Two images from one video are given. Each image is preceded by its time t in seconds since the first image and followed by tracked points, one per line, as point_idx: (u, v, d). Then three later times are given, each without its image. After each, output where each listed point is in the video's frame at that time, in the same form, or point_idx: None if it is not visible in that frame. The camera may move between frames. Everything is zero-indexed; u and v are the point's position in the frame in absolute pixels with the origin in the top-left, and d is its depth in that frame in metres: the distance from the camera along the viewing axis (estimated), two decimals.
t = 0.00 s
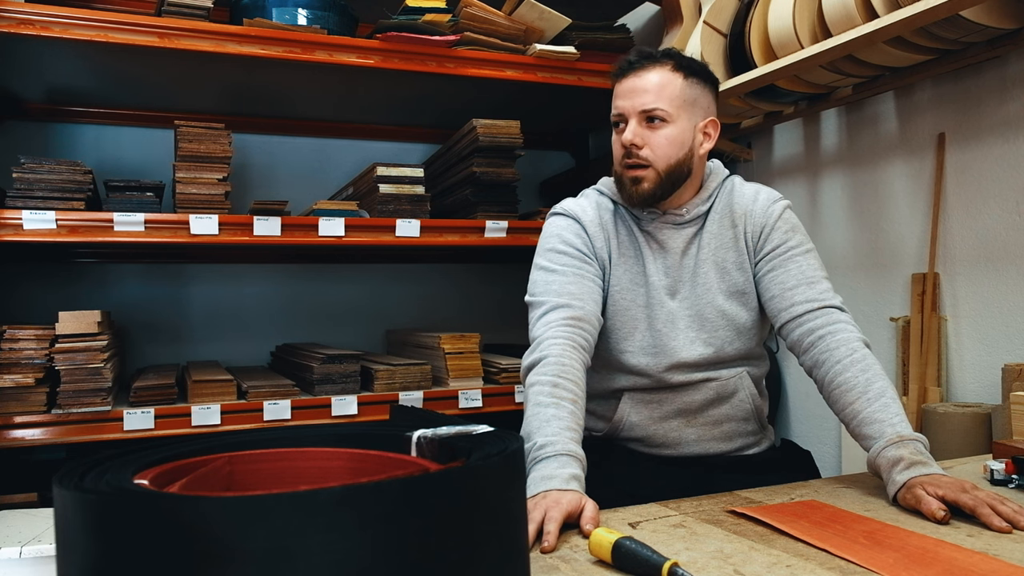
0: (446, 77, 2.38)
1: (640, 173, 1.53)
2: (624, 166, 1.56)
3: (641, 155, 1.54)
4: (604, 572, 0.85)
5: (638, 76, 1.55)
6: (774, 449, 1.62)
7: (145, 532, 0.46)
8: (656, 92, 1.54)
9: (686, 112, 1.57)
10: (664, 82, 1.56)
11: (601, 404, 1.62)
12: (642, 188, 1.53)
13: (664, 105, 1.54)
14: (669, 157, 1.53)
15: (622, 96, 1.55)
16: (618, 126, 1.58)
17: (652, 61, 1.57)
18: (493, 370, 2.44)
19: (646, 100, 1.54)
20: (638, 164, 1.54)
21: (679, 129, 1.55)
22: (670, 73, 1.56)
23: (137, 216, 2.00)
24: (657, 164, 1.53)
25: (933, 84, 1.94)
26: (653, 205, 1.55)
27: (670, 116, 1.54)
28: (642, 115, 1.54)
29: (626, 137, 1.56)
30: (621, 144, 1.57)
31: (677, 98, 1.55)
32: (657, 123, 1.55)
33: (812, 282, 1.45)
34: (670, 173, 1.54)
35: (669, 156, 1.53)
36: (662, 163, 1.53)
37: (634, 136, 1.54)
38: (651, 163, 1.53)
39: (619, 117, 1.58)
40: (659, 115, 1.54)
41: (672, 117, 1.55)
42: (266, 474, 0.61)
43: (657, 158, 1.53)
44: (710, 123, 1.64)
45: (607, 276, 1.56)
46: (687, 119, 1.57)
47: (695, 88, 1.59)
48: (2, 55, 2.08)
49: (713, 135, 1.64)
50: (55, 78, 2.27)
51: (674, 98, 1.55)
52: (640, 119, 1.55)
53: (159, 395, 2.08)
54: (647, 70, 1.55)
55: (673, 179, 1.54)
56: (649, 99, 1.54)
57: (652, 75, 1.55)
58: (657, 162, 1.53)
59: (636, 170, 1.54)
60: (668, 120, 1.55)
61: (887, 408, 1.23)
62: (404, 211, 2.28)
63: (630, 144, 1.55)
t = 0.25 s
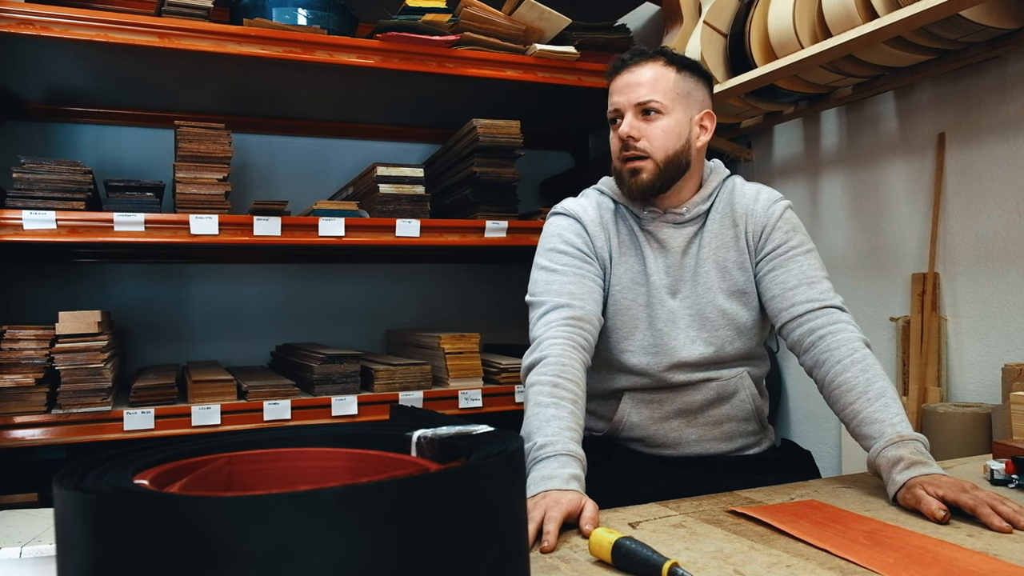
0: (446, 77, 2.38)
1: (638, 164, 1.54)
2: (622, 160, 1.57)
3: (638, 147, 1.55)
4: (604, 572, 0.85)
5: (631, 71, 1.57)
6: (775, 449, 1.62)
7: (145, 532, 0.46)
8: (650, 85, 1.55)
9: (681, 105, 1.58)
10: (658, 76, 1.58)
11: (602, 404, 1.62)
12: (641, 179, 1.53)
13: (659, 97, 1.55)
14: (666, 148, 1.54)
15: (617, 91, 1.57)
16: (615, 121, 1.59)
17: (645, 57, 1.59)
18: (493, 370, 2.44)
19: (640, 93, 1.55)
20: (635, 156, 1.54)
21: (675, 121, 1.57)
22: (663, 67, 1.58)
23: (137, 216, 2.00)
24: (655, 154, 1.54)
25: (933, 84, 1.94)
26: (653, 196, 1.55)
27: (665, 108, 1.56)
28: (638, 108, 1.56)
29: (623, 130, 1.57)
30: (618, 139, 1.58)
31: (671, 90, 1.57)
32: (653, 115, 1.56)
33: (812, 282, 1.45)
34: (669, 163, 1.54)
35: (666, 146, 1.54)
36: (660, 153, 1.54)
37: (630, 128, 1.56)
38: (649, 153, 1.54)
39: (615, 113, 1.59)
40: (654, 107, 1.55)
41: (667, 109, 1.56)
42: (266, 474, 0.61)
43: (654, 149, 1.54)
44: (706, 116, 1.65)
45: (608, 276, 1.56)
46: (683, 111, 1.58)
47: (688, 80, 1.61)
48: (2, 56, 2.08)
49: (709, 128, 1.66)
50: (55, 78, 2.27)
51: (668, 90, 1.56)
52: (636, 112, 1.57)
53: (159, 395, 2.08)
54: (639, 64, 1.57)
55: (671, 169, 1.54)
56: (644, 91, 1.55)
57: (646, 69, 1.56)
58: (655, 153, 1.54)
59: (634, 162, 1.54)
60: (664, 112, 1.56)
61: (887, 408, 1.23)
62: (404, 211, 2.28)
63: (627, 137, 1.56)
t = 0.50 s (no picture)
0: (446, 77, 2.38)
1: (636, 162, 1.54)
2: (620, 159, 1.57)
3: (637, 147, 1.55)
4: (604, 571, 0.85)
5: (625, 72, 1.58)
6: (775, 450, 1.62)
7: (145, 532, 0.46)
8: (645, 84, 1.55)
9: (677, 102, 1.58)
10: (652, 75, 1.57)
11: (602, 404, 1.62)
12: (639, 175, 1.54)
13: (654, 96, 1.55)
14: (664, 146, 1.55)
15: (612, 92, 1.57)
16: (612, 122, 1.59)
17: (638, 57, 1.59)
18: (493, 370, 2.44)
19: (636, 92, 1.55)
20: (634, 156, 1.55)
21: (672, 118, 1.57)
22: (657, 66, 1.58)
23: (137, 216, 2.00)
24: (653, 153, 1.54)
25: (933, 84, 1.94)
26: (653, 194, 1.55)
27: (661, 106, 1.56)
28: (634, 108, 1.56)
29: (620, 131, 1.57)
30: (616, 139, 1.58)
31: (666, 88, 1.57)
32: (649, 114, 1.56)
33: (812, 282, 1.45)
34: (668, 161, 1.55)
35: (664, 145, 1.55)
36: (658, 152, 1.54)
37: (627, 128, 1.56)
38: (647, 152, 1.54)
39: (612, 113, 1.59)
40: (650, 106, 1.55)
41: (663, 107, 1.56)
42: (266, 474, 0.61)
43: (652, 148, 1.54)
44: (703, 113, 1.65)
45: (608, 276, 1.57)
46: (679, 109, 1.58)
47: (684, 78, 1.60)
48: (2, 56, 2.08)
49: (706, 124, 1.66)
50: (55, 78, 2.27)
51: (663, 88, 1.56)
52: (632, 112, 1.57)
53: (159, 395, 2.08)
54: (634, 64, 1.57)
55: (670, 167, 1.55)
56: (639, 91, 1.55)
57: (640, 68, 1.57)
58: (653, 150, 1.54)
59: (632, 160, 1.55)
60: (660, 110, 1.56)
61: (887, 408, 1.23)
62: (404, 211, 2.28)
63: (624, 138, 1.56)
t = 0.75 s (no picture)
0: (446, 77, 2.38)
1: (634, 173, 1.54)
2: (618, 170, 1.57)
3: (635, 156, 1.55)
4: (604, 572, 0.85)
5: (618, 81, 1.57)
6: (775, 450, 1.62)
7: (145, 532, 0.46)
8: (639, 93, 1.55)
9: (672, 108, 1.58)
10: (646, 83, 1.56)
11: (601, 404, 1.62)
12: (639, 186, 1.54)
13: (649, 104, 1.55)
14: (662, 154, 1.54)
15: (606, 102, 1.57)
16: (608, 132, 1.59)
17: (630, 65, 1.58)
18: (493, 370, 2.44)
19: (630, 102, 1.55)
20: (632, 166, 1.54)
21: (668, 125, 1.56)
22: (650, 74, 1.57)
23: (137, 216, 2.00)
24: (651, 162, 1.54)
25: (933, 83, 1.94)
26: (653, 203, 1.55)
27: (656, 113, 1.55)
28: (629, 117, 1.55)
29: (617, 141, 1.56)
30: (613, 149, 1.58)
31: (660, 94, 1.56)
32: (645, 123, 1.55)
33: (812, 281, 1.44)
34: (666, 169, 1.55)
35: (661, 153, 1.55)
36: (656, 161, 1.54)
37: (624, 139, 1.55)
38: (645, 162, 1.54)
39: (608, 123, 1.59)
40: (645, 115, 1.54)
41: (658, 114, 1.55)
42: (266, 474, 0.61)
43: (650, 157, 1.54)
44: (699, 114, 1.65)
45: (607, 275, 1.57)
46: (674, 114, 1.58)
47: (677, 83, 1.60)
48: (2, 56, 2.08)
49: (702, 126, 1.66)
50: (55, 78, 2.27)
51: (658, 96, 1.55)
52: (627, 121, 1.56)
53: (159, 395, 2.08)
54: (626, 72, 1.57)
55: (668, 175, 1.55)
56: (633, 100, 1.55)
57: (632, 77, 1.56)
58: (650, 159, 1.54)
59: (631, 171, 1.54)
60: (656, 118, 1.55)
61: (887, 408, 1.23)
62: (405, 211, 2.28)
63: (621, 148, 1.56)
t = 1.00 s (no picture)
0: (446, 77, 2.38)
1: (638, 172, 1.54)
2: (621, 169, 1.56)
3: (638, 156, 1.54)
4: (604, 572, 0.85)
5: (621, 80, 1.56)
6: (775, 450, 1.62)
7: (145, 532, 0.46)
8: (643, 92, 1.54)
9: (675, 107, 1.58)
10: (649, 82, 1.56)
11: (601, 404, 1.62)
12: (642, 186, 1.54)
13: (653, 103, 1.55)
14: (665, 154, 1.55)
15: (609, 101, 1.56)
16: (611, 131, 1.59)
17: (634, 64, 1.57)
18: (493, 370, 2.44)
19: (634, 101, 1.54)
20: (636, 165, 1.54)
21: (671, 125, 1.56)
22: (653, 73, 1.57)
23: (137, 216, 2.00)
24: (655, 162, 1.54)
25: (933, 84, 1.94)
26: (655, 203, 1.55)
27: (660, 113, 1.55)
28: (633, 116, 1.55)
29: (621, 140, 1.56)
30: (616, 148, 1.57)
31: (664, 94, 1.56)
32: (649, 122, 1.55)
33: (812, 281, 1.45)
34: (669, 169, 1.55)
35: (665, 153, 1.55)
36: (660, 160, 1.54)
37: (628, 138, 1.55)
38: (649, 161, 1.53)
39: (610, 122, 1.59)
40: (649, 115, 1.54)
41: (662, 114, 1.55)
42: (266, 474, 0.61)
43: (654, 156, 1.54)
44: (699, 115, 1.66)
45: (607, 275, 1.57)
46: (677, 114, 1.58)
47: (680, 82, 1.60)
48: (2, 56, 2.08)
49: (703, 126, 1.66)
50: (55, 78, 2.27)
51: (661, 95, 1.55)
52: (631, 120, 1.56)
53: (159, 395, 2.08)
54: (630, 71, 1.56)
55: (671, 175, 1.55)
56: (637, 99, 1.54)
57: (635, 76, 1.56)
58: (654, 159, 1.54)
59: (634, 170, 1.54)
60: (659, 118, 1.55)
61: (887, 408, 1.23)
62: (404, 211, 2.28)
63: (625, 147, 1.55)
